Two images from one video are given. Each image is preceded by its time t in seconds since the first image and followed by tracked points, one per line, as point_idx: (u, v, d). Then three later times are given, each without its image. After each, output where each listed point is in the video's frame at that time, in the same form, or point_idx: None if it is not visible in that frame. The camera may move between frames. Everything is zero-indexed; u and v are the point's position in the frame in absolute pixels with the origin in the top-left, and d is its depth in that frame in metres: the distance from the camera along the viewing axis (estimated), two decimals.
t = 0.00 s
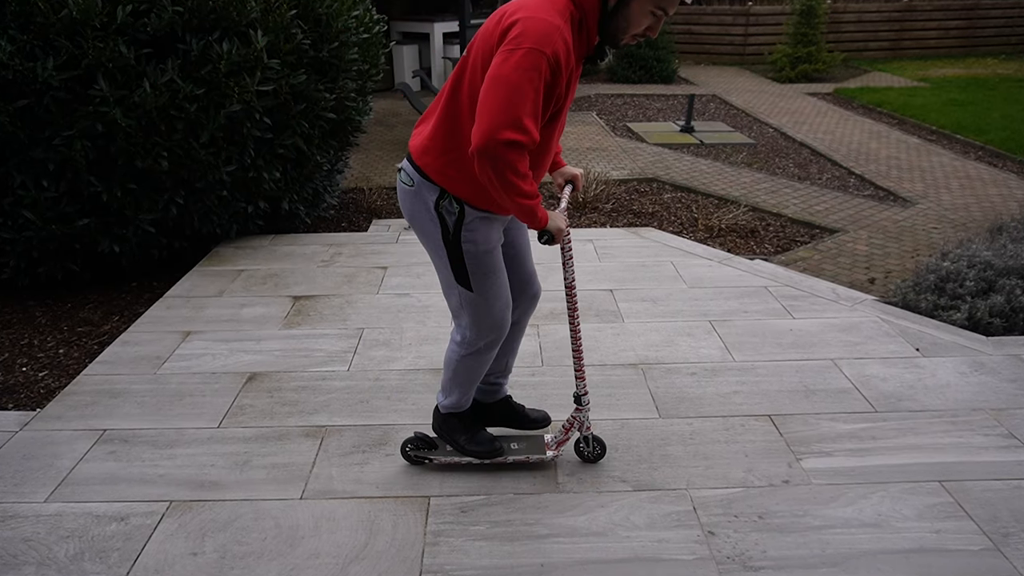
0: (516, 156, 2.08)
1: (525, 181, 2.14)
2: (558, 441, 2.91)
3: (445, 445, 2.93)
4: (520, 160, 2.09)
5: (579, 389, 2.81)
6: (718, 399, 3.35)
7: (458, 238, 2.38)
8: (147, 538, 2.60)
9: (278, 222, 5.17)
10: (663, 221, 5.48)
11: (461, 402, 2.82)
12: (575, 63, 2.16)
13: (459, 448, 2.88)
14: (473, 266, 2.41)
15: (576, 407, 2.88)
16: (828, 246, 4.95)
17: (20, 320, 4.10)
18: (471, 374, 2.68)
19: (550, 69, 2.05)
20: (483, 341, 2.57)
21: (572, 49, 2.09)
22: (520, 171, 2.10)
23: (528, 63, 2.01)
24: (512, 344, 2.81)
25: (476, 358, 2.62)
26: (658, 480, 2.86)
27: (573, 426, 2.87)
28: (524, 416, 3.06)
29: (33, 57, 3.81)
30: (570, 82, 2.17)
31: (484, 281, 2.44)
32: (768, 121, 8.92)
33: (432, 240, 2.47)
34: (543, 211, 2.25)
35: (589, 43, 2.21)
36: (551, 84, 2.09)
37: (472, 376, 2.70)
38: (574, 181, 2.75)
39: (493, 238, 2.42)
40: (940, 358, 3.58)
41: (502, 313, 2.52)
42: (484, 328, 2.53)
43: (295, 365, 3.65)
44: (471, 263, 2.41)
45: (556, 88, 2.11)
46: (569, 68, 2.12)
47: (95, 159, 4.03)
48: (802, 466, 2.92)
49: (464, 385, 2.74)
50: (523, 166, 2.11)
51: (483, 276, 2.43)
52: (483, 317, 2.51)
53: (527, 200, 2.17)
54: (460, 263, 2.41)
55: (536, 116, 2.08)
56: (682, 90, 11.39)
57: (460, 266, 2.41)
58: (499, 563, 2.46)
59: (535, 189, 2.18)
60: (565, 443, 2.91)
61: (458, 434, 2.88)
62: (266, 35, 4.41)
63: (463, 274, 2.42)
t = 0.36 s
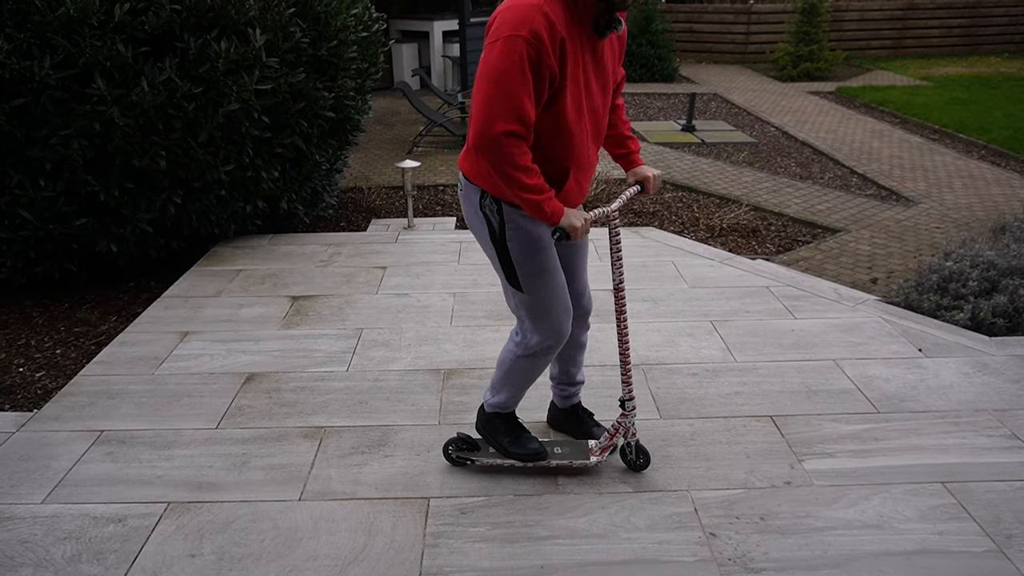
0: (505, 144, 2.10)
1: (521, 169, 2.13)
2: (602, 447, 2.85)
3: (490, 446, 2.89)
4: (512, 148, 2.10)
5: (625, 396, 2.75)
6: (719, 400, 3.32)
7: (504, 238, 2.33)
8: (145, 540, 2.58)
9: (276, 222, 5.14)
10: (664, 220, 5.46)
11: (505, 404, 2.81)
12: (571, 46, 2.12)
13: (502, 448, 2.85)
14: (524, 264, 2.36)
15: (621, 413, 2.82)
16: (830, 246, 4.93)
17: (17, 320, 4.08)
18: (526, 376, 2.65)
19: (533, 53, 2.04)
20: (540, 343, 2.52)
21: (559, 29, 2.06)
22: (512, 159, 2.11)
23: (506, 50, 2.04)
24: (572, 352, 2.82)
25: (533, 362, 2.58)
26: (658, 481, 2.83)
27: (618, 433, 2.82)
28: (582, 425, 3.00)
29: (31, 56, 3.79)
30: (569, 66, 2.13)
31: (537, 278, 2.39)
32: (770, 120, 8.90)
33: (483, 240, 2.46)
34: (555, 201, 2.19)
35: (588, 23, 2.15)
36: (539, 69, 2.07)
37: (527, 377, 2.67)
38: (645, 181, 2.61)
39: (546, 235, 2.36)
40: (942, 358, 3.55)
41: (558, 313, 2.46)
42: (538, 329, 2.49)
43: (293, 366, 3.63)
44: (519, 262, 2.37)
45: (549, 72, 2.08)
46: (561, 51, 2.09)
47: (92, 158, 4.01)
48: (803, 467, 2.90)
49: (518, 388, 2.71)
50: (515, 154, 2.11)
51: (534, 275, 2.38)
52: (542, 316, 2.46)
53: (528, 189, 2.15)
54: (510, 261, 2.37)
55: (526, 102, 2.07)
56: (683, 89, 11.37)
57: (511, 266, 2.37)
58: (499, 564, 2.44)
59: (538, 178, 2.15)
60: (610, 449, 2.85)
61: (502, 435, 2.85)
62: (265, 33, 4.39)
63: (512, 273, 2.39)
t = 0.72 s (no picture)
0: (442, 146, 2.03)
1: (458, 172, 2.02)
2: (607, 487, 2.64)
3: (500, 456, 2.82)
4: (447, 149, 2.02)
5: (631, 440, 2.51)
6: (720, 401, 3.30)
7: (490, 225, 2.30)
8: (142, 541, 2.56)
9: (275, 221, 5.12)
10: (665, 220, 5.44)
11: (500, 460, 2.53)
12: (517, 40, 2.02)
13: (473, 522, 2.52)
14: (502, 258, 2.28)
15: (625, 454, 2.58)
16: (832, 246, 4.90)
17: (14, 320, 4.06)
18: (507, 405, 2.42)
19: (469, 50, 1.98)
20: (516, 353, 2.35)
21: (502, 27, 2.00)
22: (446, 160, 2.02)
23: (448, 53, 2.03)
24: (576, 359, 2.79)
25: (509, 380, 2.39)
26: (660, 483, 2.81)
27: (623, 474, 2.61)
28: (582, 431, 2.97)
29: (28, 54, 3.77)
30: (517, 61, 2.02)
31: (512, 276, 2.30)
32: (771, 119, 8.88)
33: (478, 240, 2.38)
34: (502, 205, 2.04)
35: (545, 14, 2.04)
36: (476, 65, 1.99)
37: (511, 410, 2.44)
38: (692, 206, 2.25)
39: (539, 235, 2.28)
40: (945, 359, 3.53)
41: (530, 322, 2.32)
42: (515, 338, 2.33)
43: (291, 366, 3.61)
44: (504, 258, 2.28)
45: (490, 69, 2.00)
46: (503, 46, 2.00)
47: (90, 157, 3.99)
48: (805, 469, 2.88)
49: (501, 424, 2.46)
50: (450, 156, 2.02)
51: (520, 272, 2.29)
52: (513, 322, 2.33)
53: (465, 192, 2.03)
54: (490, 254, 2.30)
55: (462, 101, 2.00)
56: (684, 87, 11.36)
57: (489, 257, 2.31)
58: (499, 566, 2.42)
59: (479, 180, 2.03)
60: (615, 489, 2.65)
61: (476, 505, 2.53)
62: (263, 31, 4.37)
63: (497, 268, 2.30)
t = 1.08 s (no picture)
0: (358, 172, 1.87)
1: (370, 205, 1.84)
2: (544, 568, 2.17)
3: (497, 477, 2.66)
4: (363, 177, 1.86)
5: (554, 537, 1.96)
6: (722, 402, 3.28)
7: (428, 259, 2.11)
8: (140, 543, 2.54)
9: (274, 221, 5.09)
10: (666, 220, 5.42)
11: (473, 497, 2.34)
12: (435, 60, 1.80)
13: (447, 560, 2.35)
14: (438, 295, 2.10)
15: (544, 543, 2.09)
16: (834, 246, 4.88)
17: (11, 320, 4.04)
18: (460, 450, 2.24)
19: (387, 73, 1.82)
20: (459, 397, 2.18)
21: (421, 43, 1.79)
22: (360, 190, 1.85)
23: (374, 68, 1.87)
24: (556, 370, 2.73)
25: (456, 426, 2.21)
26: (661, 484, 2.79)
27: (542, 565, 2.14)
28: (583, 436, 2.94)
29: (25, 53, 3.76)
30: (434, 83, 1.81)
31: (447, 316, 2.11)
32: (772, 118, 8.86)
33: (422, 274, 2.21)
34: (411, 248, 1.83)
35: (470, 31, 1.78)
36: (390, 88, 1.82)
37: (469, 456, 2.26)
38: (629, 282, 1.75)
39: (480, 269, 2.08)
40: (947, 359, 3.51)
41: (463, 365, 2.15)
42: (449, 381, 2.17)
43: (290, 367, 3.58)
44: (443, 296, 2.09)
45: (404, 89, 1.81)
46: (420, 65, 1.80)
47: (87, 156, 3.96)
48: (807, 470, 2.85)
49: (456, 471, 2.28)
50: (365, 185, 1.85)
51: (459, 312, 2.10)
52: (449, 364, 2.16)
53: (373, 228, 1.84)
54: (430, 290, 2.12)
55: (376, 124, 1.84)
56: (685, 86, 11.34)
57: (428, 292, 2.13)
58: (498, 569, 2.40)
59: (389, 216, 1.84)
60: None
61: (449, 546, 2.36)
62: (262, 30, 4.36)
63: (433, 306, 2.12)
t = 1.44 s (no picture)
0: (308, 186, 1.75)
1: (320, 229, 1.72)
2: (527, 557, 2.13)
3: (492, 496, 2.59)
4: (314, 197, 1.73)
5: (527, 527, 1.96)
6: (723, 402, 3.26)
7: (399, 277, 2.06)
8: (138, 544, 2.52)
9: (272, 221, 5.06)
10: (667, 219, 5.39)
11: (468, 504, 2.30)
12: (392, 66, 1.71)
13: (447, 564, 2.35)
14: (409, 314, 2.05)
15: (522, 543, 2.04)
16: (836, 246, 4.85)
17: (8, 320, 4.02)
18: (445, 460, 2.21)
19: (341, 77, 1.72)
20: (437, 412, 2.13)
21: (376, 47, 1.70)
22: (310, 211, 1.73)
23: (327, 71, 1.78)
24: (536, 386, 2.56)
25: (438, 439, 2.17)
26: (662, 485, 2.77)
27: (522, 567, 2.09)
28: (565, 455, 2.78)
29: (22, 51, 3.75)
30: (391, 90, 1.73)
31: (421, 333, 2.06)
32: (774, 117, 8.83)
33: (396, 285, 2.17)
34: (360, 290, 1.71)
35: (429, 36, 1.70)
36: (344, 94, 1.72)
37: (457, 465, 2.22)
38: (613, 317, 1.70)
39: (445, 286, 2.01)
40: (950, 359, 3.49)
41: (439, 380, 2.09)
42: (428, 397, 2.13)
43: (288, 367, 3.56)
44: (410, 313, 2.04)
45: (359, 97, 1.72)
46: (376, 71, 1.71)
47: (84, 155, 3.93)
48: (809, 471, 2.83)
49: (445, 480, 2.25)
50: (315, 205, 1.73)
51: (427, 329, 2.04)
52: (425, 381, 2.11)
53: (320, 257, 1.71)
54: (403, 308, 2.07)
55: (330, 132, 1.74)
56: (686, 85, 11.32)
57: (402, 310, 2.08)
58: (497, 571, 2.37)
59: (340, 244, 1.72)
60: None
61: (450, 549, 2.35)
62: (260, 28, 4.36)
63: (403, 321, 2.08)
